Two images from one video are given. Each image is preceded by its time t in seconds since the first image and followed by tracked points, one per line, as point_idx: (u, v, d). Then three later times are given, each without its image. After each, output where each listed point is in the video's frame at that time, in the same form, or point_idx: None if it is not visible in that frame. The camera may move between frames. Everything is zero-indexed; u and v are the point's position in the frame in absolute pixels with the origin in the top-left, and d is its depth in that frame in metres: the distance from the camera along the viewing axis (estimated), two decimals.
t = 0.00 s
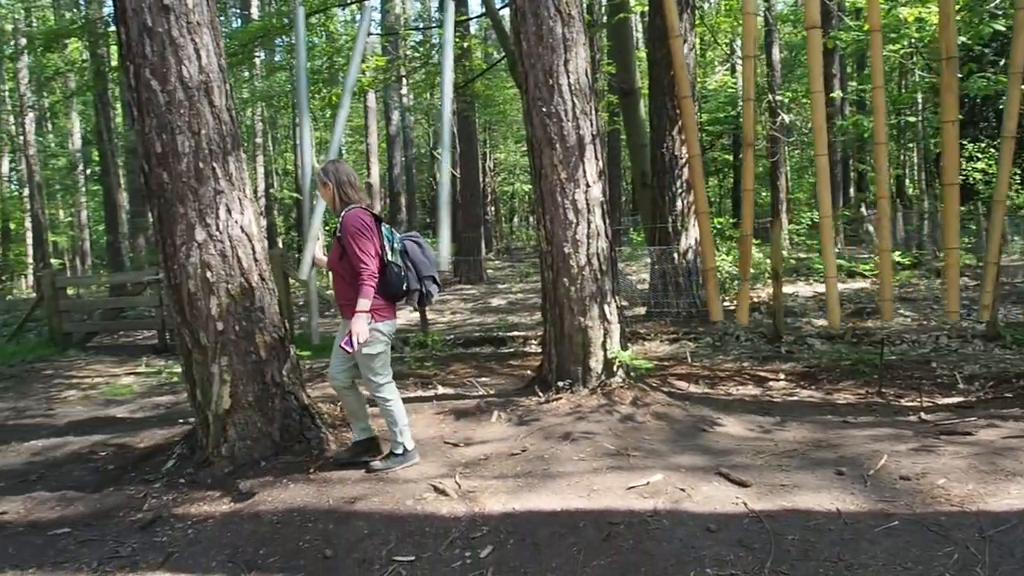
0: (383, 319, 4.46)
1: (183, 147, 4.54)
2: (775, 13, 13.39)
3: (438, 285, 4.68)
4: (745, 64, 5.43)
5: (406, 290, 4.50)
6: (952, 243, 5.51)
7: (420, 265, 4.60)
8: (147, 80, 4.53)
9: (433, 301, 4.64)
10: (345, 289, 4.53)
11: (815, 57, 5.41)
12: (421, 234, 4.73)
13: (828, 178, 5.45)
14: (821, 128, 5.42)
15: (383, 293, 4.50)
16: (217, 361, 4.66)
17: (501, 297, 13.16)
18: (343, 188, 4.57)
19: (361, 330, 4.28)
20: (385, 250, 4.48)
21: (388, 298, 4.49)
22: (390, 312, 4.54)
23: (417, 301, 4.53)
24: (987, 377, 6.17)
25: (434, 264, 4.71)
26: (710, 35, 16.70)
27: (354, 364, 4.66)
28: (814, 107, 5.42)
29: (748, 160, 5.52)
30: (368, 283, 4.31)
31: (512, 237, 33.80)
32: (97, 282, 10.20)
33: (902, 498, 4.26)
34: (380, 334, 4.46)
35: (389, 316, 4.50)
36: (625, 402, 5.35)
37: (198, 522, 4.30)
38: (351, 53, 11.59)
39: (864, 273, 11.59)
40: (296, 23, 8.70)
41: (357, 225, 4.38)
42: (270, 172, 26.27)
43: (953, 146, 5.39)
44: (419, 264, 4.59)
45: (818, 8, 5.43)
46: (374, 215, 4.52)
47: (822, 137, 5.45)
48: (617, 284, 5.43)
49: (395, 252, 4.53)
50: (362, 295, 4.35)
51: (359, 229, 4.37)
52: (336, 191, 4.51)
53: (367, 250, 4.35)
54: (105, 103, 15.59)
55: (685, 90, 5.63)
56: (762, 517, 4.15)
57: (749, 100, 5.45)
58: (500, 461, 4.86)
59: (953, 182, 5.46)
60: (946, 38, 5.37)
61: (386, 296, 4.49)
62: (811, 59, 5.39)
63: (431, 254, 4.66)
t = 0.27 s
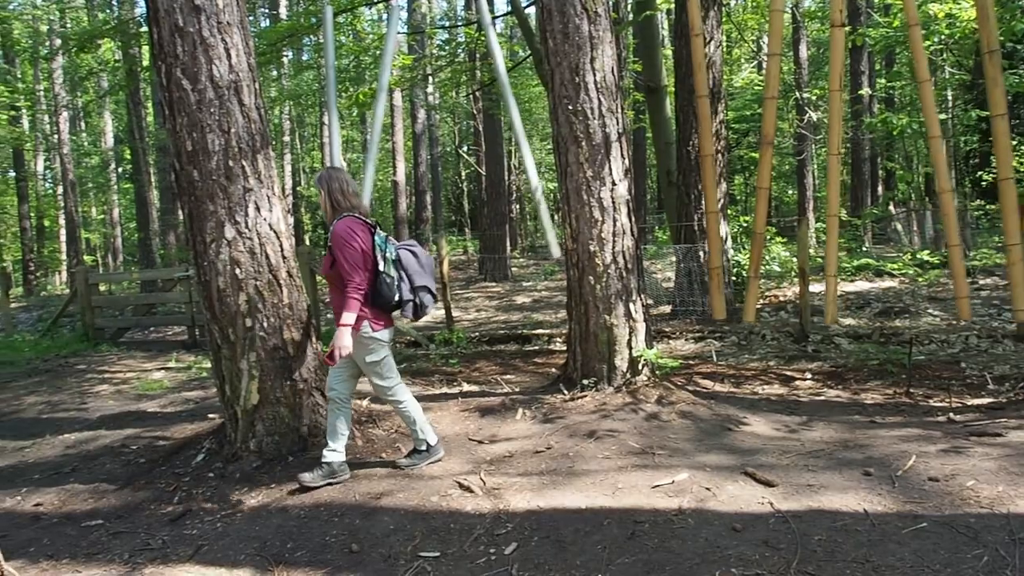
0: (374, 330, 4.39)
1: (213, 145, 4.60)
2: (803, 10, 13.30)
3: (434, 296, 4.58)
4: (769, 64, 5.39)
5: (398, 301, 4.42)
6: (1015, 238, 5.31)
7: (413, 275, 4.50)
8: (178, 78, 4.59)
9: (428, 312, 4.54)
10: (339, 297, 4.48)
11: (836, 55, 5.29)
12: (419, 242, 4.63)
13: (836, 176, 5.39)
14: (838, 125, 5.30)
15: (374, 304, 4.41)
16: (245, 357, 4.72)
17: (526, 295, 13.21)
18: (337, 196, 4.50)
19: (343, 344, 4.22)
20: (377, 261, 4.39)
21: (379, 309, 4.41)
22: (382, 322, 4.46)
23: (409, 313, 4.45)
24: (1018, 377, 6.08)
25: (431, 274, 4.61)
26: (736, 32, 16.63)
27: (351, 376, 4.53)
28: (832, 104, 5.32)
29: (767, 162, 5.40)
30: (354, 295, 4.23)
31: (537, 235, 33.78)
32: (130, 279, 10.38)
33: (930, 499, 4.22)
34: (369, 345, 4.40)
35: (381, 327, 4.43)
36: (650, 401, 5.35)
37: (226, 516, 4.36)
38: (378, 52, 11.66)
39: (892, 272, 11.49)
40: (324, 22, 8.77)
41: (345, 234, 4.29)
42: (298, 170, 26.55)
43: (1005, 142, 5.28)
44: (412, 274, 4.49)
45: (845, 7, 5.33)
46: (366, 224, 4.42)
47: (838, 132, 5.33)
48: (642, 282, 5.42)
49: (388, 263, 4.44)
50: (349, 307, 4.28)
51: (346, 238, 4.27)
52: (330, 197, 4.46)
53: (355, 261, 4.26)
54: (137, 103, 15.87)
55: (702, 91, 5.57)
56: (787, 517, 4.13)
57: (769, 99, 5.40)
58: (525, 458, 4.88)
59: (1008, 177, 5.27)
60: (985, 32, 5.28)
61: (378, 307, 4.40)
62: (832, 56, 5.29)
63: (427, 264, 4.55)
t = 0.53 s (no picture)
0: (350, 332, 4.31)
1: (241, 142, 4.64)
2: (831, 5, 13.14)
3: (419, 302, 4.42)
4: (797, 58, 5.35)
5: (376, 304, 4.31)
6: None
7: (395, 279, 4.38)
8: (206, 76, 4.63)
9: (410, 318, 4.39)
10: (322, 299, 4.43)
11: (860, 51, 5.23)
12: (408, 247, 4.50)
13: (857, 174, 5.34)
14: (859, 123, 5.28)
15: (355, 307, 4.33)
16: (271, 352, 4.77)
17: (549, 292, 13.18)
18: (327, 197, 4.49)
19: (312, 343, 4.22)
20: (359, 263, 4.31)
21: (358, 312, 4.32)
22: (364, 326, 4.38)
23: (387, 318, 4.32)
24: None
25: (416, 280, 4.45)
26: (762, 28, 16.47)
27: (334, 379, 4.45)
28: (854, 101, 5.29)
29: (799, 155, 5.43)
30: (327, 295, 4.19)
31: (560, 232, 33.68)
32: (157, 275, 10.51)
33: (958, 501, 4.18)
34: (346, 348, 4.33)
35: (360, 331, 4.35)
36: (673, 399, 5.34)
37: (252, 509, 4.40)
38: (402, 49, 11.67)
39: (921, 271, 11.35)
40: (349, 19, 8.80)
41: (325, 231, 4.26)
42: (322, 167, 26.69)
43: None
44: (393, 278, 4.37)
45: (872, 3, 5.26)
46: (352, 224, 4.35)
47: (857, 131, 5.31)
48: (667, 279, 5.40)
49: (371, 265, 4.35)
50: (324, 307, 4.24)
51: (325, 236, 4.24)
52: (318, 197, 4.46)
53: (333, 262, 4.22)
54: (164, 101, 16.02)
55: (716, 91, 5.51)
56: (813, 518, 4.10)
57: (799, 94, 5.39)
58: (548, 456, 4.88)
59: None
60: None
61: (357, 310, 4.32)
62: (858, 52, 5.24)
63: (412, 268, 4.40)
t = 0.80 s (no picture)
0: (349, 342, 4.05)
1: (269, 140, 4.67)
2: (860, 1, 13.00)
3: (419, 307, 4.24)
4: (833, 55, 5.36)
5: (378, 312, 4.07)
6: None
7: (396, 284, 4.16)
8: (235, 74, 4.67)
9: (410, 324, 4.21)
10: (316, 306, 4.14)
11: (890, 47, 5.17)
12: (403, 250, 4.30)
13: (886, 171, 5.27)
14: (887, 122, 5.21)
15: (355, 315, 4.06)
16: (298, 348, 4.80)
17: (573, 290, 13.17)
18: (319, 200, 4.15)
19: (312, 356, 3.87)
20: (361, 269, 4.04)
21: (360, 321, 4.06)
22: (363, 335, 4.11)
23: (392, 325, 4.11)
24: None
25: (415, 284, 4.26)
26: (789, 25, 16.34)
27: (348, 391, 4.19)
28: (883, 97, 5.23)
29: (841, 153, 5.45)
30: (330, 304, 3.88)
31: (584, 230, 33.61)
32: (186, 271, 10.63)
33: (989, 504, 4.12)
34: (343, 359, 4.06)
35: (360, 340, 4.08)
36: (699, 398, 5.31)
37: (279, 504, 4.44)
38: (428, 47, 11.70)
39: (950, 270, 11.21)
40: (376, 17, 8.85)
41: (326, 238, 3.95)
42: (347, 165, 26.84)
43: None
44: (396, 284, 4.15)
45: None
46: (349, 228, 4.07)
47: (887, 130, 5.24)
48: (693, 278, 5.38)
49: (372, 271, 4.09)
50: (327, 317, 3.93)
51: (325, 242, 3.93)
52: (309, 201, 4.06)
53: (336, 269, 3.92)
54: (194, 99, 16.19)
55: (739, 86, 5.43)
56: (840, 519, 4.06)
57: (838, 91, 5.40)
58: (572, 454, 4.88)
59: None
60: None
61: (358, 318, 4.05)
62: (888, 49, 5.18)
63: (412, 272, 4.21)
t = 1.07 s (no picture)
0: (349, 351, 3.87)
1: (303, 138, 4.72)
2: None
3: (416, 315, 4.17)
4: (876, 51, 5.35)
5: (381, 318, 3.94)
6: None
7: (395, 292, 4.06)
8: (271, 73, 4.72)
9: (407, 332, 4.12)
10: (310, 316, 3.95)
11: (931, 44, 5.09)
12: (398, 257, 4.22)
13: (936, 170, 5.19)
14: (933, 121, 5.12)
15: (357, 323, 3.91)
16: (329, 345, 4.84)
17: (602, 289, 13.15)
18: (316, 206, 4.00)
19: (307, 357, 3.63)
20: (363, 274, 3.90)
21: (361, 328, 3.91)
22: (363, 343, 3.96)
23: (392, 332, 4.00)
24: None
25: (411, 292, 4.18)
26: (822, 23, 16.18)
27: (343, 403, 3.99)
28: (928, 94, 5.17)
29: (892, 150, 5.42)
30: (335, 310, 3.72)
31: (612, 228, 33.49)
32: (218, 268, 10.76)
33: None
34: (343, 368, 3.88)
35: (360, 348, 3.93)
36: (729, 399, 5.29)
37: (309, 499, 4.48)
38: (460, 46, 11.74)
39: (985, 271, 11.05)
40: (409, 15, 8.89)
41: (330, 241, 3.80)
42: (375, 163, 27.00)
43: None
44: (396, 292, 4.08)
45: None
46: (350, 233, 3.94)
47: (932, 128, 5.15)
48: (724, 278, 5.34)
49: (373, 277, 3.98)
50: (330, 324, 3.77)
51: (327, 246, 3.78)
52: (307, 207, 3.94)
53: (339, 273, 3.77)
54: (227, 97, 16.36)
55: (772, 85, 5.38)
56: (872, 522, 4.02)
57: (884, 87, 5.38)
58: (602, 453, 4.88)
59: None
60: None
61: (360, 326, 3.90)
62: (930, 44, 5.09)
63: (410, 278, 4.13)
